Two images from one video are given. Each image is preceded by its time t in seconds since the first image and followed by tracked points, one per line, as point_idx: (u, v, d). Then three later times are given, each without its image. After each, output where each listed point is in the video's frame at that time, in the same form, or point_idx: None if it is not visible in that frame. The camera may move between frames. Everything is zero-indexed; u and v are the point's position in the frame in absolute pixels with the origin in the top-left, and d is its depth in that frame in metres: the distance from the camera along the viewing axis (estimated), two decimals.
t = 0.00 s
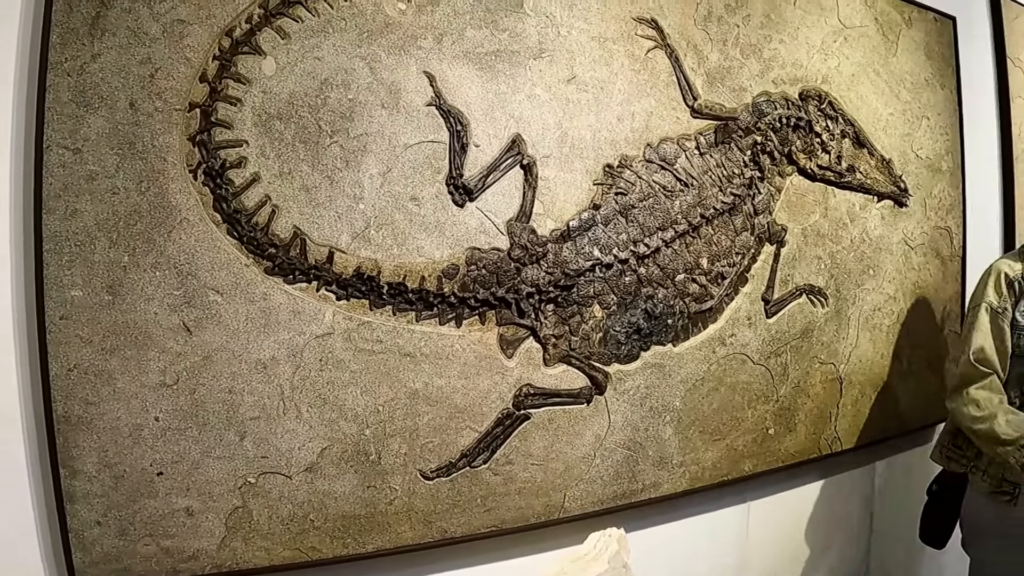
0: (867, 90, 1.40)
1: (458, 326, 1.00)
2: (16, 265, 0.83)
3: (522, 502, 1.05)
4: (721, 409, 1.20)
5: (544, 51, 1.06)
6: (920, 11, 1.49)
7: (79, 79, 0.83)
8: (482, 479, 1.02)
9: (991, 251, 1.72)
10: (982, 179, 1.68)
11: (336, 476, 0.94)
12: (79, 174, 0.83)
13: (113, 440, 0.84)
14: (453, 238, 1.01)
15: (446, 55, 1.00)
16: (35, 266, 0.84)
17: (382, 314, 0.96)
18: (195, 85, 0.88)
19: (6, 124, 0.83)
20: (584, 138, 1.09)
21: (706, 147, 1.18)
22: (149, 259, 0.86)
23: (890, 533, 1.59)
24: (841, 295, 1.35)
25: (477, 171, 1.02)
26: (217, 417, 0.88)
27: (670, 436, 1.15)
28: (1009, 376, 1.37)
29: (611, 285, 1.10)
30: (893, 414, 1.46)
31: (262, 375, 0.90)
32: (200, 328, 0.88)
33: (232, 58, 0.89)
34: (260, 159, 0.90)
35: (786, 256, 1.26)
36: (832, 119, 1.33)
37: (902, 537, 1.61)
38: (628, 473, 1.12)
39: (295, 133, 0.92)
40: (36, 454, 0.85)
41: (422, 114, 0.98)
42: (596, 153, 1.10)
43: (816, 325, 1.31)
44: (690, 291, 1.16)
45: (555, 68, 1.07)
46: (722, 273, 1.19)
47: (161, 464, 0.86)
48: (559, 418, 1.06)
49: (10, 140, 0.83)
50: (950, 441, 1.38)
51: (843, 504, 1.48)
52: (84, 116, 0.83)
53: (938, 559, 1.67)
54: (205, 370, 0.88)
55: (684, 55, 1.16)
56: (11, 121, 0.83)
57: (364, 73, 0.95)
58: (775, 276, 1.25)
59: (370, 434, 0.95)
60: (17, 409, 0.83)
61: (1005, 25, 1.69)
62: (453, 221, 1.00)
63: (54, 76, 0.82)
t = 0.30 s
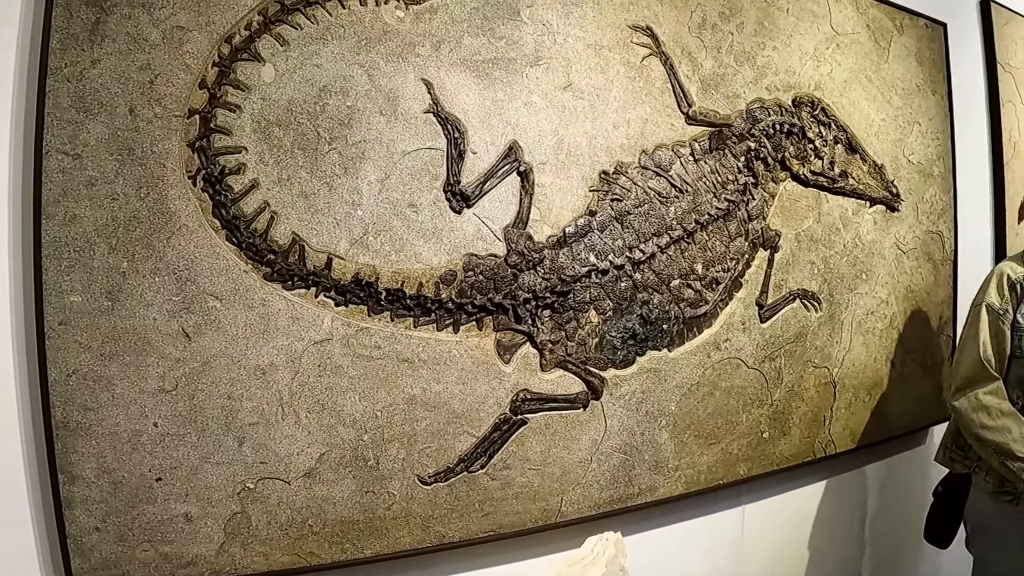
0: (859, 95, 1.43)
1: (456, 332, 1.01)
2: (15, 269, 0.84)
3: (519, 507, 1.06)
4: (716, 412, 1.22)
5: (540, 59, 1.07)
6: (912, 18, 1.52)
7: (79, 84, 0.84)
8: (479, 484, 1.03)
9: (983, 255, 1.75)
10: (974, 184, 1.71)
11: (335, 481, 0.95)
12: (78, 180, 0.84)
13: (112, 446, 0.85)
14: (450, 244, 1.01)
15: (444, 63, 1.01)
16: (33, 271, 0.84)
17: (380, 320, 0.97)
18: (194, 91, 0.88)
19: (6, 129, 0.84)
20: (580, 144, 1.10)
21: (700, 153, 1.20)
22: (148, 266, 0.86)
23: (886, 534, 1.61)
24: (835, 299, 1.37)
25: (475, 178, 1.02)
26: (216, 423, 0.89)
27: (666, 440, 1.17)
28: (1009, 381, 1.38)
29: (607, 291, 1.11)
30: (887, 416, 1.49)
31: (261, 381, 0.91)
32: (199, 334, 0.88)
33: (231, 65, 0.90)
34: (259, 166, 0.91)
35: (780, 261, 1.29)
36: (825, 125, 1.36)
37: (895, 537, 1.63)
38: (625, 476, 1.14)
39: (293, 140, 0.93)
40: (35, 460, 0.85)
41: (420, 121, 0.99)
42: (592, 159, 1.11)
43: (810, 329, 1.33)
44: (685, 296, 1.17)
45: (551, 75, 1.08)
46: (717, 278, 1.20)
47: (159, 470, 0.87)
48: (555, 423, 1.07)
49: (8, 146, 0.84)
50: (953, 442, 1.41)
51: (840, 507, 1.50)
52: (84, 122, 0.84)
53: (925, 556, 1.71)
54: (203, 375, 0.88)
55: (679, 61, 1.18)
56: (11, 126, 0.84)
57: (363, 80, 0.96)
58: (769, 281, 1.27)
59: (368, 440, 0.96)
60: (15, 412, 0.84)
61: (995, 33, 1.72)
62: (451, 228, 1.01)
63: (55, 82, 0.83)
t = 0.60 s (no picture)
0: (852, 96, 1.44)
1: (453, 333, 1.02)
2: (13, 273, 0.84)
3: (517, 507, 1.06)
4: (712, 411, 1.23)
5: (535, 61, 1.08)
6: (904, 18, 1.54)
7: (77, 88, 0.84)
8: (477, 484, 1.03)
9: (976, 253, 1.76)
10: (966, 183, 1.72)
11: (334, 483, 0.95)
12: (77, 184, 0.84)
13: (111, 449, 0.85)
14: (447, 246, 1.02)
15: (440, 65, 1.02)
16: (32, 275, 0.85)
17: (378, 321, 0.98)
18: (192, 95, 0.89)
19: (4, 133, 0.84)
20: (575, 146, 1.11)
21: (695, 154, 1.20)
22: (146, 269, 0.87)
23: (881, 530, 1.63)
24: (829, 299, 1.38)
25: (471, 180, 1.03)
26: (215, 425, 0.90)
27: (663, 439, 1.17)
28: None
29: (603, 291, 1.12)
30: (882, 413, 1.50)
31: (260, 384, 0.92)
32: (198, 336, 0.89)
33: (228, 68, 0.90)
34: (257, 169, 0.92)
35: (775, 261, 1.29)
36: (818, 126, 1.37)
37: (889, 532, 1.65)
38: (623, 476, 1.14)
39: (291, 143, 0.93)
40: (35, 463, 0.86)
41: (416, 123, 1.00)
42: (587, 160, 1.12)
43: (805, 327, 1.35)
44: (681, 296, 1.18)
45: (546, 77, 1.09)
46: (712, 278, 1.21)
47: (159, 473, 0.87)
48: (553, 423, 1.08)
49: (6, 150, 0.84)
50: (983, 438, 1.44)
51: (836, 504, 1.51)
52: (82, 127, 0.84)
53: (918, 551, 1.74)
54: (202, 378, 0.89)
55: (673, 63, 1.18)
56: (9, 130, 0.84)
57: (359, 83, 0.97)
58: (764, 281, 1.28)
59: (367, 441, 0.97)
60: (14, 415, 0.84)
61: (988, 33, 1.73)
62: (448, 229, 1.02)
63: (52, 86, 0.83)
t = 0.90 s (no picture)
0: (847, 96, 1.44)
1: (451, 335, 1.02)
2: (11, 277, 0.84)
3: (516, 508, 1.07)
4: (710, 411, 1.23)
5: (531, 63, 1.08)
6: (899, 18, 1.54)
7: (74, 92, 0.84)
8: (475, 485, 1.04)
9: (972, 252, 1.77)
10: (961, 182, 1.73)
11: (333, 484, 0.96)
12: (74, 187, 0.84)
13: (110, 452, 0.85)
14: (444, 248, 1.02)
15: (436, 68, 1.02)
16: (30, 279, 0.85)
17: (376, 323, 0.98)
18: (188, 99, 0.89)
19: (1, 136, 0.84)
20: (571, 147, 1.11)
21: (691, 155, 1.21)
22: (144, 272, 0.87)
23: (882, 529, 1.63)
24: (825, 298, 1.38)
25: (467, 182, 1.03)
26: (214, 428, 0.90)
27: (660, 440, 1.18)
28: None
29: (600, 292, 1.12)
30: (880, 412, 1.50)
31: (258, 386, 0.92)
32: (196, 339, 0.89)
33: (225, 72, 0.91)
34: (254, 172, 0.92)
35: (771, 260, 1.30)
36: (814, 126, 1.38)
37: (891, 530, 1.66)
38: (621, 476, 1.15)
39: (288, 146, 0.94)
40: (33, 466, 0.86)
41: (413, 126, 1.00)
42: (583, 162, 1.12)
43: (802, 327, 1.35)
44: (678, 296, 1.19)
45: (542, 79, 1.09)
46: (709, 278, 1.21)
47: (158, 475, 0.87)
48: (551, 423, 1.09)
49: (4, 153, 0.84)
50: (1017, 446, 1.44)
51: (835, 503, 1.51)
52: (79, 131, 0.84)
53: (919, 551, 1.74)
54: (200, 381, 0.89)
55: (668, 64, 1.19)
56: (6, 134, 0.84)
57: (355, 86, 0.97)
58: (760, 281, 1.28)
59: (365, 442, 0.97)
60: (12, 419, 0.84)
61: (983, 32, 1.74)
62: (444, 231, 1.02)
63: (49, 90, 0.83)
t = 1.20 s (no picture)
0: (845, 97, 1.45)
1: (449, 336, 1.02)
2: (10, 279, 0.84)
3: (514, 509, 1.07)
4: (708, 412, 1.23)
5: (529, 65, 1.08)
6: (897, 20, 1.54)
7: (74, 95, 0.84)
8: (474, 487, 1.04)
9: (970, 253, 1.77)
10: (959, 183, 1.73)
11: (331, 486, 0.96)
12: (73, 189, 0.84)
13: (109, 454, 0.85)
14: (443, 250, 1.03)
15: (434, 70, 1.02)
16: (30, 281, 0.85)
17: (374, 325, 0.98)
18: (187, 101, 0.89)
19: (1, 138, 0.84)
20: (569, 149, 1.11)
21: (689, 157, 1.21)
22: (143, 274, 0.87)
23: (880, 530, 1.64)
24: (823, 299, 1.39)
25: (465, 184, 1.04)
26: (212, 429, 0.90)
27: (658, 441, 1.18)
28: None
29: (598, 293, 1.13)
30: (878, 413, 1.50)
31: (256, 388, 0.92)
32: (195, 341, 0.89)
33: (224, 74, 0.91)
34: (252, 174, 0.92)
35: (768, 262, 1.30)
36: (811, 127, 1.38)
37: (892, 531, 1.66)
38: (619, 478, 1.15)
39: (286, 148, 0.94)
40: (33, 468, 0.86)
41: (410, 128, 1.00)
42: (581, 163, 1.12)
43: (800, 328, 1.35)
44: (676, 298, 1.19)
45: (540, 81, 1.09)
46: (707, 279, 1.22)
47: (157, 477, 0.87)
48: (549, 425, 1.09)
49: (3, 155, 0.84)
50: None
51: (834, 504, 1.52)
52: (79, 133, 0.84)
53: (918, 551, 1.74)
54: (198, 382, 0.89)
55: (666, 66, 1.19)
56: (5, 135, 0.84)
57: (354, 88, 0.97)
58: (758, 283, 1.28)
59: (363, 444, 0.97)
60: (11, 421, 0.84)
61: (980, 34, 1.74)
62: (443, 233, 1.02)
63: (48, 92, 0.83)
